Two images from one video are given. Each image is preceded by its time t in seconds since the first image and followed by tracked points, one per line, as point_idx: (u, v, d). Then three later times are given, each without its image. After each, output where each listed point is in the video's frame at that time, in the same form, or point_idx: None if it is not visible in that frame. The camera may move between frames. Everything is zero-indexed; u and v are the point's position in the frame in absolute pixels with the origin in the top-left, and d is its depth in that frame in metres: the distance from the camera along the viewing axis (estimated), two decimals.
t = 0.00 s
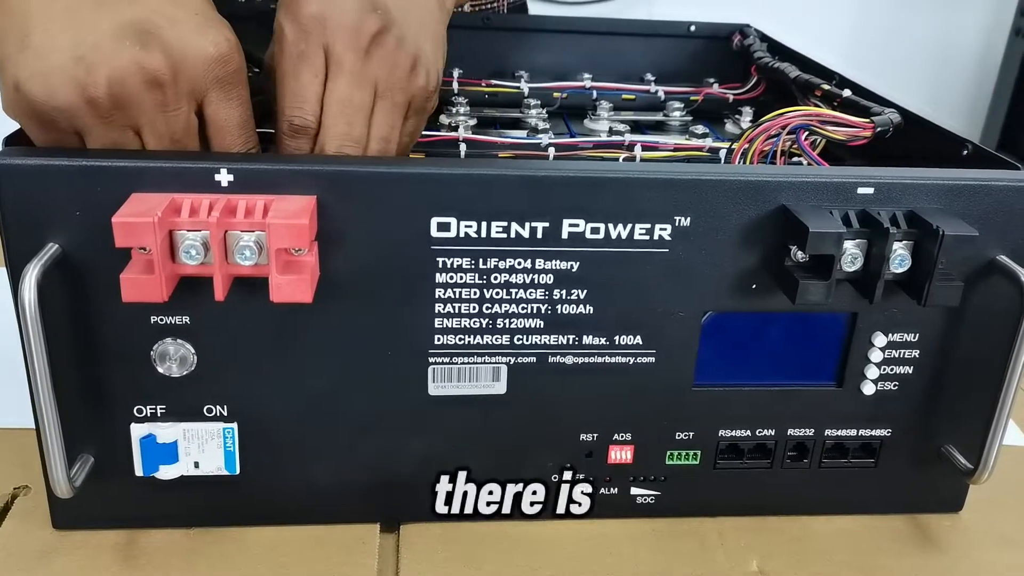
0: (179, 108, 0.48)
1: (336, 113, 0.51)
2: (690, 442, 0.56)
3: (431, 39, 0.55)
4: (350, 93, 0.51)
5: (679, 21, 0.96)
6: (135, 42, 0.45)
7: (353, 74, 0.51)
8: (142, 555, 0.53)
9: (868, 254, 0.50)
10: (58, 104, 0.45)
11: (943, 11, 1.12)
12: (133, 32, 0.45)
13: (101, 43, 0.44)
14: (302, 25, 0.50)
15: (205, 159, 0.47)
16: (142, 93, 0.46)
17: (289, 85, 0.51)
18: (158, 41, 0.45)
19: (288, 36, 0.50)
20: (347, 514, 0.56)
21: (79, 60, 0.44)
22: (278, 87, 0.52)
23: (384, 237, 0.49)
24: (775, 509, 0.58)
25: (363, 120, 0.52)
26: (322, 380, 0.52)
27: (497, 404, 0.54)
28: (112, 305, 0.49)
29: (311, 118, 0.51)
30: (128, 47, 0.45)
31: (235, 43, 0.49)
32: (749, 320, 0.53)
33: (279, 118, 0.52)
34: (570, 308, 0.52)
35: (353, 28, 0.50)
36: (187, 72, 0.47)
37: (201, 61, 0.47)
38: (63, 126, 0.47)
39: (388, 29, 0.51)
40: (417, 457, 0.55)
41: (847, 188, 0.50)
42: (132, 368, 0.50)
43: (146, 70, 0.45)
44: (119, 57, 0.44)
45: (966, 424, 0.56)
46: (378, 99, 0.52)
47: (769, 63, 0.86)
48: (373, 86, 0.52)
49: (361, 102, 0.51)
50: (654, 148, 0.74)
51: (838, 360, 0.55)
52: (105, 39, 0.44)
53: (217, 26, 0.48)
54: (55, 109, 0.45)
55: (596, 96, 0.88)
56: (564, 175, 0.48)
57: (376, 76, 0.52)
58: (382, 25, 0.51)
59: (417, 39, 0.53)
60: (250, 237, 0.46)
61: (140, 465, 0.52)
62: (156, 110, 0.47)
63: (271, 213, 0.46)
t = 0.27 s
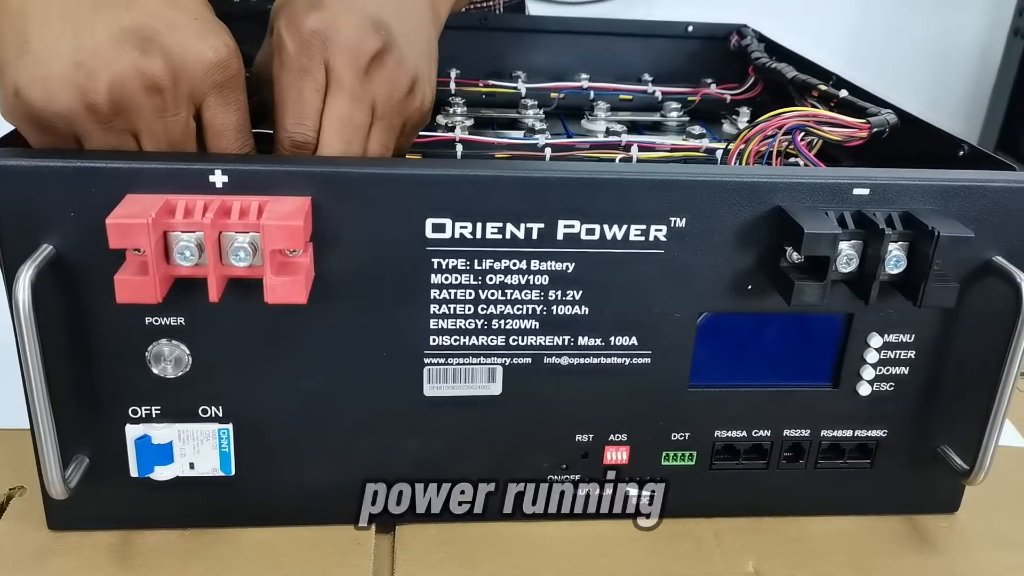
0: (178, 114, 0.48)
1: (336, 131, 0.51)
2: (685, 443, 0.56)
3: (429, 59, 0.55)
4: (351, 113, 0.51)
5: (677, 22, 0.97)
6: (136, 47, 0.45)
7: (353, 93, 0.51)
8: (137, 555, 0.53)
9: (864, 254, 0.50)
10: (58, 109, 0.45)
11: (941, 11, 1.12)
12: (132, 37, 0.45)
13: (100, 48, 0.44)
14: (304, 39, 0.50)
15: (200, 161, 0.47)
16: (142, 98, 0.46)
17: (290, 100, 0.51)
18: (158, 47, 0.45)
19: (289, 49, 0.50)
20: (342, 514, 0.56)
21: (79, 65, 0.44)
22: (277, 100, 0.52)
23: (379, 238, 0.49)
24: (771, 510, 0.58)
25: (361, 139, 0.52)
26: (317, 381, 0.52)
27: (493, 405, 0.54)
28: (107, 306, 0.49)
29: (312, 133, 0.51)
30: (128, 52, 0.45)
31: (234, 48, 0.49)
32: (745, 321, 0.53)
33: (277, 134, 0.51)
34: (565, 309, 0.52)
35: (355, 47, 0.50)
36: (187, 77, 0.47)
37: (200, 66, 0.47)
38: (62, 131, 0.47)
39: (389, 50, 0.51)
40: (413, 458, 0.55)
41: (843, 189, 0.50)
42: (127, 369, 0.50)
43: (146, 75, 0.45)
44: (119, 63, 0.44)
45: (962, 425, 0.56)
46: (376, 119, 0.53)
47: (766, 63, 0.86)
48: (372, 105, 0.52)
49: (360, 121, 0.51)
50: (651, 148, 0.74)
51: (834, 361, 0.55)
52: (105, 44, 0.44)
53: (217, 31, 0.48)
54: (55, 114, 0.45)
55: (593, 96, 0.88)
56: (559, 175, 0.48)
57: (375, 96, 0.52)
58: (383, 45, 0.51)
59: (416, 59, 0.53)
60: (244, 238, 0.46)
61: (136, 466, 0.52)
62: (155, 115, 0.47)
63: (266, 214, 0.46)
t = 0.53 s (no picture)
0: (175, 114, 0.48)
1: (319, 115, 0.51)
2: (684, 444, 0.56)
3: (415, 40, 0.54)
4: (333, 95, 0.51)
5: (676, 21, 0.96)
6: (132, 48, 0.45)
7: (334, 74, 0.50)
8: (135, 556, 0.52)
9: (863, 255, 0.50)
10: (55, 112, 0.45)
11: (941, 11, 1.11)
12: (128, 39, 0.45)
13: (96, 50, 0.44)
14: (283, 26, 0.50)
15: (197, 161, 0.46)
16: (139, 100, 0.46)
17: (274, 87, 0.51)
18: (154, 47, 0.45)
19: (270, 37, 0.50)
20: (340, 515, 0.56)
21: (75, 67, 0.44)
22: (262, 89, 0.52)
23: (377, 238, 0.49)
24: (770, 510, 0.58)
25: (347, 122, 0.52)
26: (315, 382, 0.52)
27: (491, 405, 0.54)
28: (103, 306, 0.48)
29: (296, 120, 0.51)
30: (124, 54, 0.44)
31: (230, 47, 0.49)
32: (743, 321, 0.53)
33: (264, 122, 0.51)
34: (564, 309, 0.52)
35: (332, 27, 0.50)
36: (183, 78, 0.47)
37: (197, 65, 0.47)
38: (59, 133, 0.47)
39: (368, 27, 0.51)
40: (411, 459, 0.55)
41: (842, 189, 0.50)
42: (124, 369, 0.50)
43: (142, 76, 0.45)
44: (115, 65, 0.44)
45: (961, 425, 0.56)
46: (361, 100, 0.52)
47: (766, 63, 0.86)
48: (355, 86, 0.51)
49: (344, 103, 0.51)
50: (650, 148, 0.73)
51: (833, 361, 0.54)
52: (100, 46, 0.44)
53: (213, 31, 0.48)
54: (50, 116, 0.45)
55: (592, 96, 0.88)
56: (558, 175, 0.48)
57: (358, 75, 0.51)
58: (361, 23, 0.51)
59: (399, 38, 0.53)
60: (241, 238, 0.46)
61: (133, 466, 0.52)
62: (151, 116, 0.47)
63: (262, 214, 0.46)
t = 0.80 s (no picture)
0: (172, 111, 0.48)
1: (339, 111, 0.50)
2: (684, 443, 0.56)
3: (437, 52, 0.55)
4: (356, 92, 0.50)
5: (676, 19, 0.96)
6: (126, 45, 0.44)
7: (358, 73, 0.51)
8: (132, 556, 0.52)
9: (864, 254, 0.50)
10: (51, 111, 0.45)
11: (941, 10, 1.11)
12: (122, 36, 0.44)
13: (90, 47, 0.44)
14: (310, 22, 0.50)
15: (194, 158, 0.46)
16: (134, 97, 0.46)
17: (294, 81, 0.50)
18: (148, 44, 0.45)
19: (296, 32, 0.50)
20: (338, 515, 0.55)
21: (70, 65, 0.44)
22: (280, 84, 0.51)
23: (375, 237, 0.48)
24: (770, 510, 0.58)
25: (366, 121, 0.51)
26: (313, 381, 0.52)
27: (490, 405, 0.53)
28: (100, 306, 0.48)
29: (313, 115, 0.50)
30: (118, 51, 0.44)
31: (228, 44, 0.48)
32: (743, 320, 0.53)
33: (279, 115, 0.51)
34: (563, 308, 0.51)
35: (358, 28, 0.51)
36: (178, 74, 0.47)
37: (193, 63, 0.47)
38: (56, 131, 0.46)
39: (393, 33, 0.52)
40: (409, 458, 0.54)
41: (843, 187, 0.49)
42: (121, 369, 0.50)
43: (137, 73, 0.45)
44: (109, 61, 0.44)
45: (962, 425, 0.56)
46: (381, 102, 0.52)
47: (765, 62, 0.86)
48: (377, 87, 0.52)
49: (365, 101, 0.51)
50: (649, 147, 0.73)
51: (834, 361, 0.54)
52: (95, 43, 0.44)
53: (209, 27, 0.48)
54: (46, 115, 0.45)
55: (591, 95, 0.87)
56: (557, 173, 0.48)
57: (380, 78, 0.51)
58: (387, 28, 0.52)
59: (421, 47, 0.54)
60: (238, 237, 0.46)
61: (130, 466, 0.52)
62: (147, 113, 0.47)
63: (260, 212, 0.45)
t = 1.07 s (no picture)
0: (173, 112, 0.47)
1: (321, 120, 0.50)
2: (688, 446, 0.55)
3: (423, 39, 0.54)
4: (337, 100, 0.50)
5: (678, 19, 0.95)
6: (127, 46, 0.44)
7: (340, 80, 0.50)
8: (134, 560, 0.52)
9: (868, 257, 0.49)
10: (51, 110, 0.44)
11: (942, 10, 1.11)
12: (123, 36, 0.44)
13: (92, 47, 0.43)
14: (287, 29, 0.49)
15: (196, 161, 0.46)
16: (135, 97, 0.46)
17: (275, 89, 0.50)
18: (149, 44, 0.45)
19: (272, 40, 0.50)
20: (341, 518, 0.55)
21: (70, 64, 0.43)
22: (264, 90, 0.51)
23: (377, 239, 0.48)
24: (774, 514, 0.58)
25: (351, 126, 0.51)
26: (315, 384, 0.51)
27: (492, 408, 0.53)
28: (101, 308, 0.48)
29: (296, 123, 0.50)
30: (119, 51, 0.44)
31: (229, 45, 0.48)
32: (747, 323, 0.53)
33: (264, 123, 0.51)
34: (566, 311, 0.51)
35: (337, 33, 0.49)
36: (180, 75, 0.46)
37: (194, 64, 0.46)
38: (56, 132, 0.46)
39: (374, 34, 0.50)
40: (411, 462, 0.54)
41: (847, 190, 0.49)
42: (122, 373, 0.50)
43: (138, 74, 0.45)
44: (110, 61, 0.44)
45: (967, 428, 0.56)
46: (365, 106, 0.52)
47: (768, 62, 0.85)
48: (360, 91, 0.51)
49: (349, 107, 0.51)
50: (652, 148, 0.73)
51: (838, 364, 0.54)
52: (96, 43, 0.44)
53: (210, 28, 0.47)
54: (46, 115, 0.45)
55: (593, 95, 0.87)
56: (560, 176, 0.48)
57: (363, 82, 0.51)
58: (367, 30, 0.50)
59: (406, 41, 0.52)
60: (240, 240, 0.45)
61: (132, 470, 0.52)
62: (148, 114, 0.47)
63: (262, 215, 0.45)
